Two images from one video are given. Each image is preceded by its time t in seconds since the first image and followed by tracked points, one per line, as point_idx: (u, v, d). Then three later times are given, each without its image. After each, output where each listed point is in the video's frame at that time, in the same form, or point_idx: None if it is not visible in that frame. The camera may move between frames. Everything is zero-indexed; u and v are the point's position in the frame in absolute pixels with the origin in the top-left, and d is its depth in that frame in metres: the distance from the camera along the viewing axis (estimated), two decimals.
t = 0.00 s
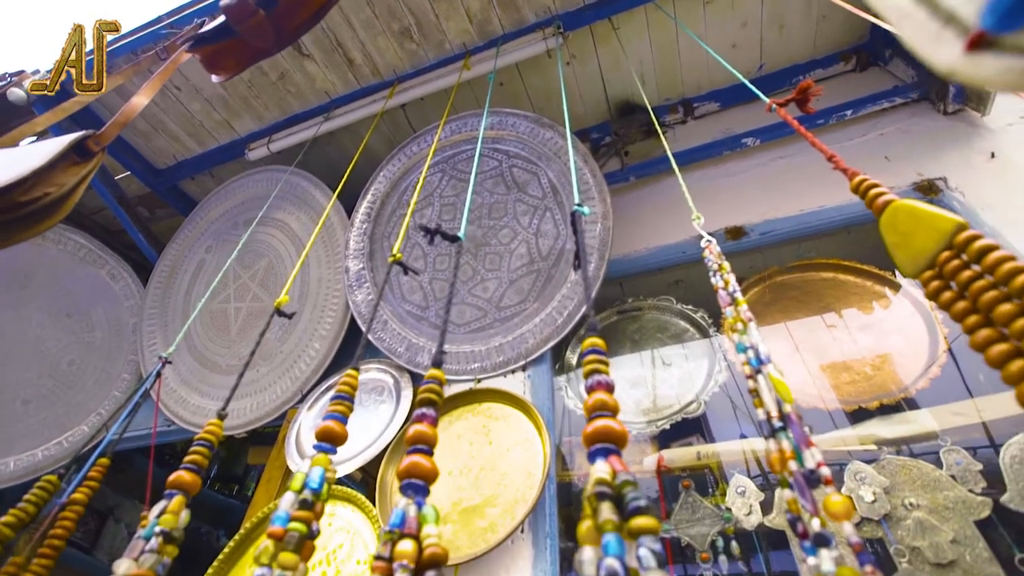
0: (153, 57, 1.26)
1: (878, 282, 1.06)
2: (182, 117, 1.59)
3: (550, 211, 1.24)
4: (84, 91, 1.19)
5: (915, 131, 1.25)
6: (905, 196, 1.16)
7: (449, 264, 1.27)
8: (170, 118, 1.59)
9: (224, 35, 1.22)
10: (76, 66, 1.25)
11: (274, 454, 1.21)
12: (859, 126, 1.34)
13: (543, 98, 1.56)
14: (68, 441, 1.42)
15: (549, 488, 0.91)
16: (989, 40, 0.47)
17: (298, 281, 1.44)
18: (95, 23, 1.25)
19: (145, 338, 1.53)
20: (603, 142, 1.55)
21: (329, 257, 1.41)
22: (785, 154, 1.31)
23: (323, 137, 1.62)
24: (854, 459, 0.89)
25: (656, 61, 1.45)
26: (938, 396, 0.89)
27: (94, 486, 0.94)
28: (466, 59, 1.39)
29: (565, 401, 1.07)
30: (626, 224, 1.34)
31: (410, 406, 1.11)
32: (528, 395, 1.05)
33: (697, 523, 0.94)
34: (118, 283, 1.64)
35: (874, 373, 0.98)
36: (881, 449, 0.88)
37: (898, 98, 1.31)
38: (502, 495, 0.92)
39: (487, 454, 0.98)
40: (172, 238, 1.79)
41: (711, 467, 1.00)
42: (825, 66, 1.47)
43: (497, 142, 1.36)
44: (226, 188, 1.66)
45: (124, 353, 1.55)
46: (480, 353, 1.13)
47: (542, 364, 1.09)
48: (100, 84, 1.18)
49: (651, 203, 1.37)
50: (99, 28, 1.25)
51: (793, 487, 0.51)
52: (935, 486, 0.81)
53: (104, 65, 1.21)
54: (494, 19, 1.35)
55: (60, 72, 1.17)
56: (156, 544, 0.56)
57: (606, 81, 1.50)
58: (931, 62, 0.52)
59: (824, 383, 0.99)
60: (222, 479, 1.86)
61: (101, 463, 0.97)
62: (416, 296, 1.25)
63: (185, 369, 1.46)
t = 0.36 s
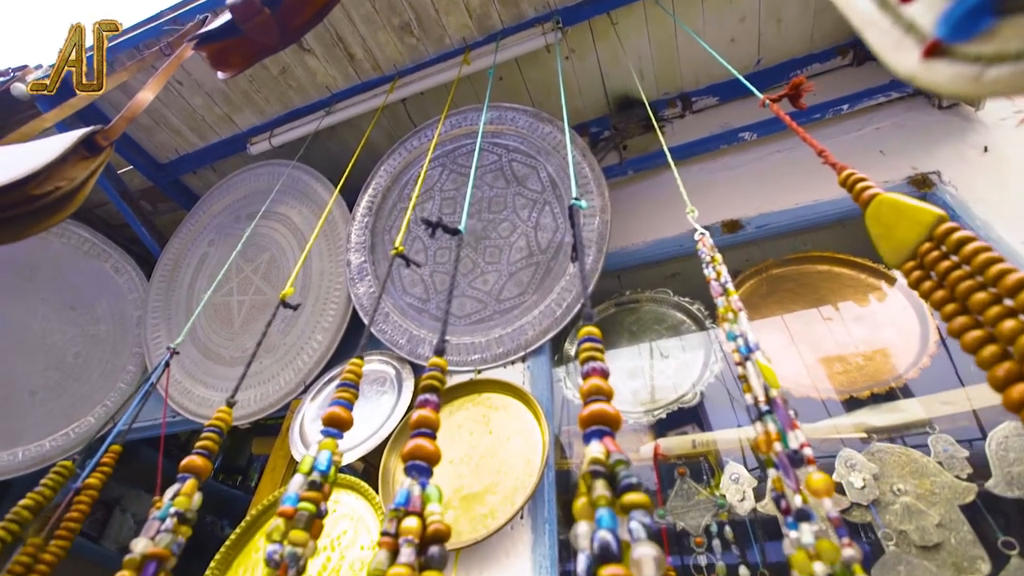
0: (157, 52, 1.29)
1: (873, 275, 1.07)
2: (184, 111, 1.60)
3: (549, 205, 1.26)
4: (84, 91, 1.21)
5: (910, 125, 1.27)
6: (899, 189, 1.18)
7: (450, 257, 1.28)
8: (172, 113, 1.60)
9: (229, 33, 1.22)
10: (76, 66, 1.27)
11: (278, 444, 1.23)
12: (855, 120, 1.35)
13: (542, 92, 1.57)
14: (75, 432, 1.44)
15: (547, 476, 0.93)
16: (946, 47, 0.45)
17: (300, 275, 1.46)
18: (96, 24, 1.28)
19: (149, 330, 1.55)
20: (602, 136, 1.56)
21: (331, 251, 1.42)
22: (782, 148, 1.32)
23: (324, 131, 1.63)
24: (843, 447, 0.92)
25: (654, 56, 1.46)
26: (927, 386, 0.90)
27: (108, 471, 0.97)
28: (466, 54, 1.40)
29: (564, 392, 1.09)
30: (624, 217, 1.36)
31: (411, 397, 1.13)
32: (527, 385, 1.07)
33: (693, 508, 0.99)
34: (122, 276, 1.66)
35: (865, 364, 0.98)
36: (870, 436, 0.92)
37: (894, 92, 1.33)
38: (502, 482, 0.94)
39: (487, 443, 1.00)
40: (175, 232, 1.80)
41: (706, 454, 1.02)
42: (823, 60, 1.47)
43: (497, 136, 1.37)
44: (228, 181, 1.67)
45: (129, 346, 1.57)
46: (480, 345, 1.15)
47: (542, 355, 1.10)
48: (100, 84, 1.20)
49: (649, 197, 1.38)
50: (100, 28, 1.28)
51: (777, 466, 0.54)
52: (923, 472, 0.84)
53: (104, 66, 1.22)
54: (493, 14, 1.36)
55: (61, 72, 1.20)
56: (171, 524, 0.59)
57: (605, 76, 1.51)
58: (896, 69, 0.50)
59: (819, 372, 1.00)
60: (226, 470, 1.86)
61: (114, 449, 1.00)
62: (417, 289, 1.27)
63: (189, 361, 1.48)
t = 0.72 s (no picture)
0: (160, 47, 1.30)
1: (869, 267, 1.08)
2: (186, 105, 1.61)
3: (548, 197, 1.27)
4: (83, 90, 1.21)
5: (906, 118, 1.28)
6: (894, 182, 1.19)
7: (450, 248, 1.30)
8: (174, 106, 1.62)
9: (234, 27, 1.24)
10: (75, 66, 1.27)
11: (282, 431, 1.26)
12: (852, 113, 1.36)
13: (541, 85, 1.58)
14: (82, 422, 1.47)
15: (547, 462, 0.95)
16: (908, 50, 0.48)
17: (303, 266, 1.47)
18: (95, 23, 1.27)
19: (153, 322, 1.57)
20: (601, 129, 1.57)
21: (332, 243, 1.44)
22: (779, 141, 1.33)
23: (325, 124, 1.65)
24: (835, 433, 0.94)
25: (653, 49, 1.47)
26: (917, 374, 0.93)
27: (121, 454, 1.00)
28: (466, 47, 1.41)
29: (563, 381, 1.11)
30: (622, 209, 1.37)
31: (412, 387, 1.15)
32: (527, 374, 1.09)
33: (688, 492, 1.02)
34: (126, 268, 1.68)
35: (858, 353, 1.01)
36: (861, 423, 0.94)
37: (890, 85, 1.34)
38: (502, 468, 0.96)
39: (487, 430, 1.03)
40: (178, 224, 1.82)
41: (701, 441, 1.05)
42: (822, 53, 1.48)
43: (497, 129, 1.39)
44: (230, 174, 1.69)
45: (134, 337, 1.59)
46: (480, 335, 1.17)
47: (541, 345, 1.12)
48: (99, 84, 1.18)
49: (647, 189, 1.40)
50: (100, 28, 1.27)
51: (765, 446, 0.56)
52: (911, 457, 0.86)
53: (104, 66, 1.21)
54: (493, 7, 1.36)
55: (61, 72, 1.20)
56: (185, 503, 0.61)
57: (604, 68, 1.51)
58: (861, 70, 0.52)
59: (815, 362, 1.02)
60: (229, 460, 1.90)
61: (126, 434, 1.03)
62: (418, 281, 1.29)
63: (194, 351, 1.50)
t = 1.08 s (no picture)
0: (163, 38, 1.31)
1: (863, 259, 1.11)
2: (187, 96, 1.62)
3: (547, 187, 1.29)
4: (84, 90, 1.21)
5: (901, 109, 1.29)
6: (889, 172, 1.21)
7: (450, 238, 1.32)
8: (176, 98, 1.63)
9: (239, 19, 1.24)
10: (75, 66, 1.27)
11: (286, 418, 1.28)
12: (848, 104, 1.37)
13: (541, 76, 1.59)
14: (88, 410, 1.49)
15: (545, 447, 0.97)
16: (870, 46, 0.48)
17: (305, 256, 1.49)
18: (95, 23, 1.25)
19: (157, 311, 1.59)
20: (600, 120, 1.58)
21: (334, 233, 1.46)
22: (776, 132, 1.35)
23: (326, 115, 1.66)
24: (827, 418, 0.96)
25: (652, 40, 1.47)
26: (907, 360, 0.96)
27: (132, 437, 1.02)
28: (465, 39, 1.42)
29: (561, 368, 1.13)
30: (620, 200, 1.39)
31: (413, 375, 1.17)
32: (526, 361, 1.11)
33: (682, 475, 1.02)
34: (129, 259, 1.69)
35: (850, 340, 1.03)
36: (852, 408, 0.96)
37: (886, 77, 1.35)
38: (502, 453, 0.98)
39: (487, 416, 1.05)
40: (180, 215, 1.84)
41: (696, 426, 1.07)
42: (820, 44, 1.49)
43: (496, 120, 1.40)
44: (231, 165, 1.70)
45: (138, 326, 1.62)
46: (480, 324, 1.19)
47: (540, 333, 1.14)
48: (99, 84, 1.18)
49: (645, 180, 1.41)
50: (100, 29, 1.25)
51: (751, 423, 0.58)
52: (900, 440, 0.88)
53: (104, 65, 1.21)
54: None
55: (61, 71, 1.20)
56: (197, 481, 0.62)
57: (603, 59, 1.52)
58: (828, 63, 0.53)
59: (809, 351, 1.04)
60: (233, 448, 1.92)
61: (136, 418, 1.05)
62: (419, 270, 1.30)
63: (197, 340, 1.52)
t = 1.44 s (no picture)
0: (164, 27, 1.31)
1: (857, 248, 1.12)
2: (187, 86, 1.63)
3: (546, 176, 1.30)
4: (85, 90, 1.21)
5: (898, 98, 1.30)
6: (884, 162, 1.22)
7: (450, 227, 1.33)
8: (176, 87, 1.63)
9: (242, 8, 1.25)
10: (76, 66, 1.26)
11: (289, 403, 1.30)
12: (845, 93, 1.38)
13: (540, 65, 1.59)
14: (93, 397, 1.52)
15: (543, 430, 1.00)
16: (836, 34, 0.54)
17: (306, 245, 1.51)
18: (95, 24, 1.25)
19: (160, 299, 1.61)
20: (598, 110, 1.59)
21: (334, 221, 1.48)
22: (772, 122, 1.36)
23: (326, 104, 1.66)
24: (818, 402, 0.98)
25: (650, 30, 1.47)
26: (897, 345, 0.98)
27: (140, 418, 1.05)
28: (464, 28, 1.42)
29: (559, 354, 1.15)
30: (618, 188, 1.40)
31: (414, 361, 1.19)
32: (524, 348, 1.13)
33: (676, 458, 1.04)
34: (132, 248, 1.71)
35: (843, 327, 1.04)
36: (844, 392, 0.98)
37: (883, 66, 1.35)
38: (501, 436, 1.01)
39: (486, 400, 1.07)
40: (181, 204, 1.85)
41: (689, 410, 1.08)
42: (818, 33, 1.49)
43: (495, 109, 1.41)
44: (232, 154, 1.71)
45: (141, 314, 1.64)
46: (480, 311, 1.20)
47: (538, 320, 1.16)
48: (100, 83, 1.20)
49: (642, 169, 1.42)
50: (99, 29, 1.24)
51: (737, 400, 0.61)
52: (889, 423, 0.91)
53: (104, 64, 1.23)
54: None
55: (62, 72, 1.20)
56: (206, 458, 0.64)
57: (601, 48, 1.52)
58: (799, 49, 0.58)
59: (804, 336, 1.06)
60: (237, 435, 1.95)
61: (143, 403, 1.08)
62: (419, 258, 1.32)
63: (200, 328, 1.54)
